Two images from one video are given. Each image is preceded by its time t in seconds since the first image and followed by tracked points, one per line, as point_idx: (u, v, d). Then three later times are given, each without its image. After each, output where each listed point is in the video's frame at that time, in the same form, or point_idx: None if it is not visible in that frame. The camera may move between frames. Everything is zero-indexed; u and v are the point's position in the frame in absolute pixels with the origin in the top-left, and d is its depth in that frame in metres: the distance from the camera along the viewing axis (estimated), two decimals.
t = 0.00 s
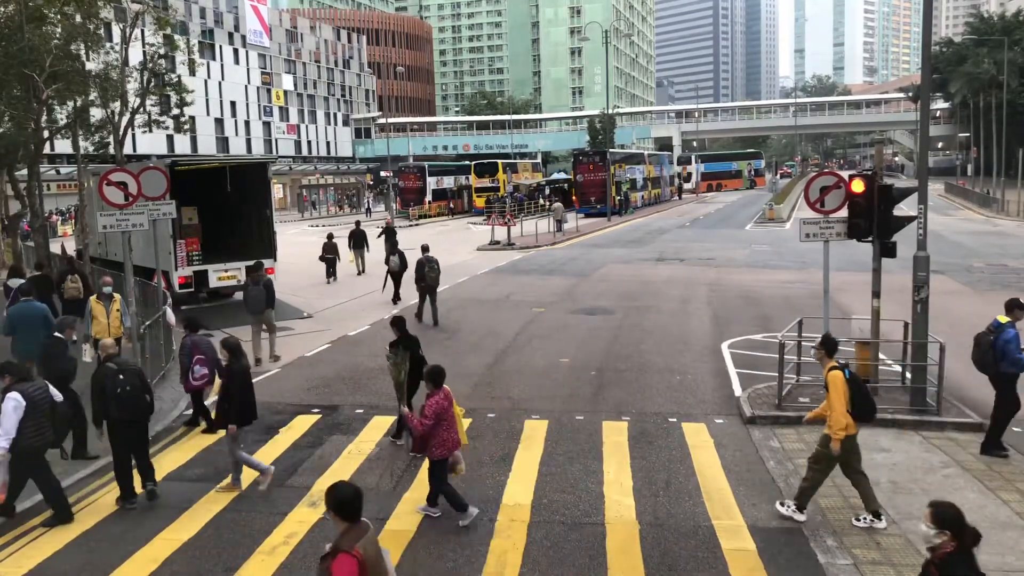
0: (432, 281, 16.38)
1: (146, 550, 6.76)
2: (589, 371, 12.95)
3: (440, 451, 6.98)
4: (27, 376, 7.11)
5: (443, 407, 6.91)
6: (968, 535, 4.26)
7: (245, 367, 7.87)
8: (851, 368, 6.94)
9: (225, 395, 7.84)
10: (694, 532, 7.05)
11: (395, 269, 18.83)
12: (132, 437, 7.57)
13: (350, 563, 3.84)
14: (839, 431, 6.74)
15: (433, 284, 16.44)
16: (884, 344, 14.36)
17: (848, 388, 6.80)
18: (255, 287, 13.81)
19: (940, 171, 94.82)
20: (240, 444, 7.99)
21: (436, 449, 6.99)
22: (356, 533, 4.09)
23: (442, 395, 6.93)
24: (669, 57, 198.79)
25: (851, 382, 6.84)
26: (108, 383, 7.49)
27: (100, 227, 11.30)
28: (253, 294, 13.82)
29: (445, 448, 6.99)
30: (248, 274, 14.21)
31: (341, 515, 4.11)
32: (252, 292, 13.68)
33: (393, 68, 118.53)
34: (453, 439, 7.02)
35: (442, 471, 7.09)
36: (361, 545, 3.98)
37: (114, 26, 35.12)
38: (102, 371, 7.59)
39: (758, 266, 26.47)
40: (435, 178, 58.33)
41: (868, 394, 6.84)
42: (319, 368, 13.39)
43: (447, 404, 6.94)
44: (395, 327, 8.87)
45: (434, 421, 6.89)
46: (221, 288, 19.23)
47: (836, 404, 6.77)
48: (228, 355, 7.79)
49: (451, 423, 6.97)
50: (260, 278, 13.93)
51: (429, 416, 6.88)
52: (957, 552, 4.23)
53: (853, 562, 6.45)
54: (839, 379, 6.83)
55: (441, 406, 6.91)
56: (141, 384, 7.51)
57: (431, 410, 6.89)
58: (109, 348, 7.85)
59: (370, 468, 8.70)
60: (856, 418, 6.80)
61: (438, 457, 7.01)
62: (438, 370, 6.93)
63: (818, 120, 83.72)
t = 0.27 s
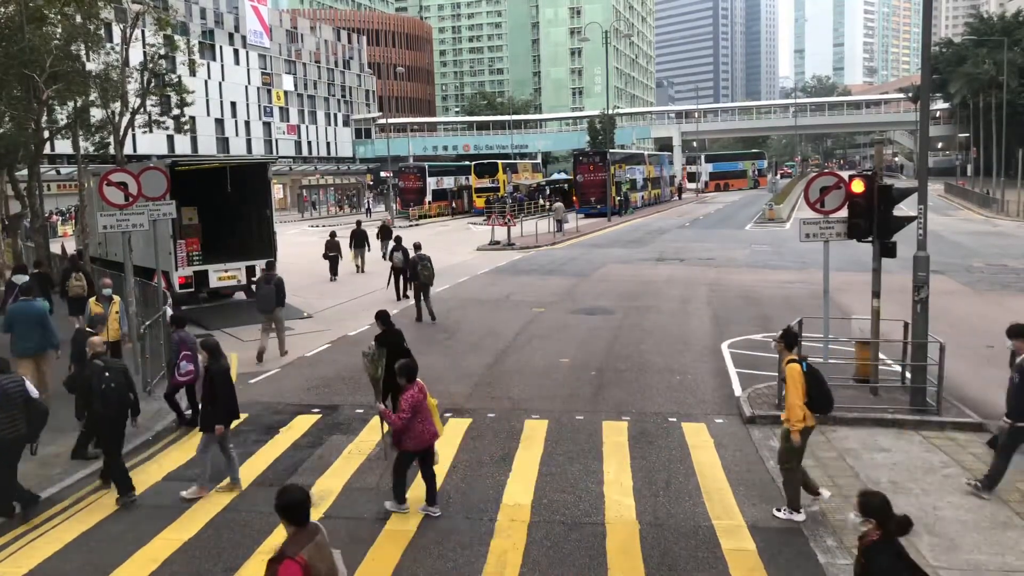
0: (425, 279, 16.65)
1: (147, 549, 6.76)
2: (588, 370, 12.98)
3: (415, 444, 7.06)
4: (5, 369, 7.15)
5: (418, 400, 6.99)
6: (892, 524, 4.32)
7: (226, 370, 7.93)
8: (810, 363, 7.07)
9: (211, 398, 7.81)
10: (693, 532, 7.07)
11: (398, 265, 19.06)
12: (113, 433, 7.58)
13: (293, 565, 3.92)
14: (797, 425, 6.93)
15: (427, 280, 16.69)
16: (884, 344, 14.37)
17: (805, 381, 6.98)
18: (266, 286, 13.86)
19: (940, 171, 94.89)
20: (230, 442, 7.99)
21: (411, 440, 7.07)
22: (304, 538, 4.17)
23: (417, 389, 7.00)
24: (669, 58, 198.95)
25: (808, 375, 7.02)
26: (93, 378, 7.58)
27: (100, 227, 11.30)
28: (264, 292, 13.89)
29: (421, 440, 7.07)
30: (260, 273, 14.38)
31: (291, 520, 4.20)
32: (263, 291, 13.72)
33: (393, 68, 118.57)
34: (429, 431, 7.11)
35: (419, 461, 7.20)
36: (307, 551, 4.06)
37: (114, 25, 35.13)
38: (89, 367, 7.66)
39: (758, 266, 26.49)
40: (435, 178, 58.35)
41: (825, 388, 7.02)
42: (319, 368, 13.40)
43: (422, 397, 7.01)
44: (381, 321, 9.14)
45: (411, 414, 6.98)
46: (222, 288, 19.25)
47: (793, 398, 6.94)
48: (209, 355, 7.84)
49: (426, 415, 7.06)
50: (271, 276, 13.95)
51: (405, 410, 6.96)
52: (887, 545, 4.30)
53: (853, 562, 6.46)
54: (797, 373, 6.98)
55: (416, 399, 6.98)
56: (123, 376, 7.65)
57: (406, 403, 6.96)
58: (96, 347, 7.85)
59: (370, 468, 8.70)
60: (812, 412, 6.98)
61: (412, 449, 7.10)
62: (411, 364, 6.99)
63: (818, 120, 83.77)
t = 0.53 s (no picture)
0: (420, 276, 17.09)
1: (147, 549, 6.76)
2: (588, 370, 12.97)
3: (384, 442, 7.20)
4: None
5: (388, 400, 7.16)
6: (821, 513, 4.33)
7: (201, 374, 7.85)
8: (770, 362, 7.17)
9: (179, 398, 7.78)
10: (693, 532, 7.07)
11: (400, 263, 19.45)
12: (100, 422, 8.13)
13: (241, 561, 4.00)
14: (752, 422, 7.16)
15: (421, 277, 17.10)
16: (884, 344, 14.37)
17: (762, 383, 7.09)
18: (274, 282, 14.15)
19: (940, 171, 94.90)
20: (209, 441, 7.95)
21: (380, 439, 7.21)
22: (259, 533, 4.24)
23: (388, 390, 7.16)
24: (669, 58, 198.99)
25: (767, 375, 7.10)
26: (79, 367, 7.94)
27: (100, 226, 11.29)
28: (272, 288, 14.20)
29: (390, 439, 7.21)
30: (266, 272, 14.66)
31: (245, 516, 4.27)
32: (272, 287, 14.07)
33: (393, 68, 118.58)
34: (399, 430, 7.25)
35: (389, 458, 7.35)
36: (257, 547, 4.12)
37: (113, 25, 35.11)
38: (76, 355, 8.01)
39: (758, 266, 26.48)
40: (435, 178, 58.34)
41: (786, 387, 7.10)
42: (320, 368, 13.40)
43: (392, 396, 7.17)
44: (365, 320, 9.16)
45: (380, 414, 7.14)
46: (222, 288, 19.23)
47: (749, 400, 7.14)
48: (183, 360, 7.73)
49: (395, 415, 7.22)
50: (278, 271, 14.30)
51: (375, 409, 7.13)
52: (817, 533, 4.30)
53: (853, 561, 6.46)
54: (755, 373, 7.10)
55: (386, 398, 7.14)
56: (109, 366, 8.10)
57: (375, 403, 7.12)
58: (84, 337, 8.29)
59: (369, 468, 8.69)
60: (770, 411, 7.15)
61: (382, 447, 7.25)
62: (382, 365, 7.11)
63: (818, 120, 83.79)
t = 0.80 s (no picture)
0: (415, 276, 17.62)
1: (148, 549, 6.76)
2: (588, 371, 12.97)
3: (363, 438, 7.34)
4: None
5: (362, 397, 7.25)
6: (758, 506, 4.28)
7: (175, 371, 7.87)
8: (735, 353, 7.22)
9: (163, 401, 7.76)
10: (692, 532, 7.06)
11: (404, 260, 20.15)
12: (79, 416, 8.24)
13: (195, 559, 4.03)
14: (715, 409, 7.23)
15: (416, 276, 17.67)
16: (884, 344, 14.38)
17: (727, 375, 7.17)
18: (280, 280, 14.50)
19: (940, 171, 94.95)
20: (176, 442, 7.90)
21: (358, 436, 7.36)
22: (211, 531, 4.23)
23: (362, 385, 7.27)
24: (669, 58, 199.03)
25: (732, 364, 7.17)
26: (61, 366, 8.12)
27: (100, 226, 11.28)
28: (278, 286, 14.47)
29: (368, 435, 7.35)
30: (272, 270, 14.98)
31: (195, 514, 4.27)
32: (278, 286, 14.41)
33: (393, 68, 118.61)
34: (376, 426, 7.38)
35: (367, 455, 7.48)
36: (210, 545, 4.14)
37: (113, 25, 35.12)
38: (58, 355, 8.18)
39: (758, 266, 26.49)
40: (435, 178, 58.33)
41: (748, 380, 7.15)
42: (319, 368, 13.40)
43: (369, 392, 7.30)
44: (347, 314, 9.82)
45: (353, 410, 7.24)
46: (222, 288, 19.22)
47: (712, 387, 7.22)
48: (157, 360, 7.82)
49: (371, 411, 7.32)
50: (284, 269, 14.61)
51: (349, 407, 7.24)
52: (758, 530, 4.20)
53: (854, 562, 6.45)
54: (720, 362, 7.18)
55: (363, 395, 7.25)
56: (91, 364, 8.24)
57: (350, 400, 7.24)
58: (64, 338, 8.55)
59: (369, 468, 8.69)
60: (730, 401, 7.23)
61: (362, 444, 7.38)
62: (357, 362, 7.23)
63: (818, 120, 83.83)
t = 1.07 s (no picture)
0: (411, 274, 17.83)
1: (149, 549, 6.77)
2: (588, 371, 12.96)
3: (337, 433, 7.52)
4: None
5: (339, 391, 7.45)
6: (694, 495, 4.38)
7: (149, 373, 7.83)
8: (701, 354, 7.42)
9: (139, 401, 7.70)
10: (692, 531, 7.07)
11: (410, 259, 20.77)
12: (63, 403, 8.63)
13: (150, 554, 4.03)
14: (684, 410, 7.40)
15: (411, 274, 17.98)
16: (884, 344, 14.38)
17: (694, 373, 7.34)
18: (285, 277, 14.82)
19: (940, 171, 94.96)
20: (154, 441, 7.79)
21: (333, 431, 7.53)
22: (166, 527, 4.25)
23: (338, 380, 7.47)
24: (669, 58, 199.05)
25: (700, 365, 7.37)
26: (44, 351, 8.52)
27: (100, 227, 11.29)
28: (283, 282, 14.87)
29: (343, 430, 7.53)
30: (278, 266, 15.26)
31: (151, 511, 4.34)
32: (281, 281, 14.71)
33: (393, 68, 118.62)
34: (351, 422, 7.56)
35: (345, 449, 7.64)
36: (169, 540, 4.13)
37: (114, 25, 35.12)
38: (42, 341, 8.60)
39: (757, 266, 26.50)
40: (435, 178, 58.31)
41: (714, 378, 7.33)
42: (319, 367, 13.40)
43: (344, 388, 7.49)
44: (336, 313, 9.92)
45: (330, 404, 7.44)
46: (222, 288, 19.23)
47: (682, 388, 7.39)
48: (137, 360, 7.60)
49: (347, 407, 7.52)
50: (290, 267, 14.96)
51: (325, 402, 7.44)
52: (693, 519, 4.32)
53: (853, 562, 6.45)
54: (687, 364, 7.36)
55: (338, 389, 7.46)
56: (73, 353, 8.62)
57: (325, 396, 7.44)
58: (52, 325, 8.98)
59: (370, 468, 8.70)
60: (699, 401, 7.41)
61: (337, 438, 7.56)
62: (332, 357, 7.42)
63: (818, 120, 83.84)
